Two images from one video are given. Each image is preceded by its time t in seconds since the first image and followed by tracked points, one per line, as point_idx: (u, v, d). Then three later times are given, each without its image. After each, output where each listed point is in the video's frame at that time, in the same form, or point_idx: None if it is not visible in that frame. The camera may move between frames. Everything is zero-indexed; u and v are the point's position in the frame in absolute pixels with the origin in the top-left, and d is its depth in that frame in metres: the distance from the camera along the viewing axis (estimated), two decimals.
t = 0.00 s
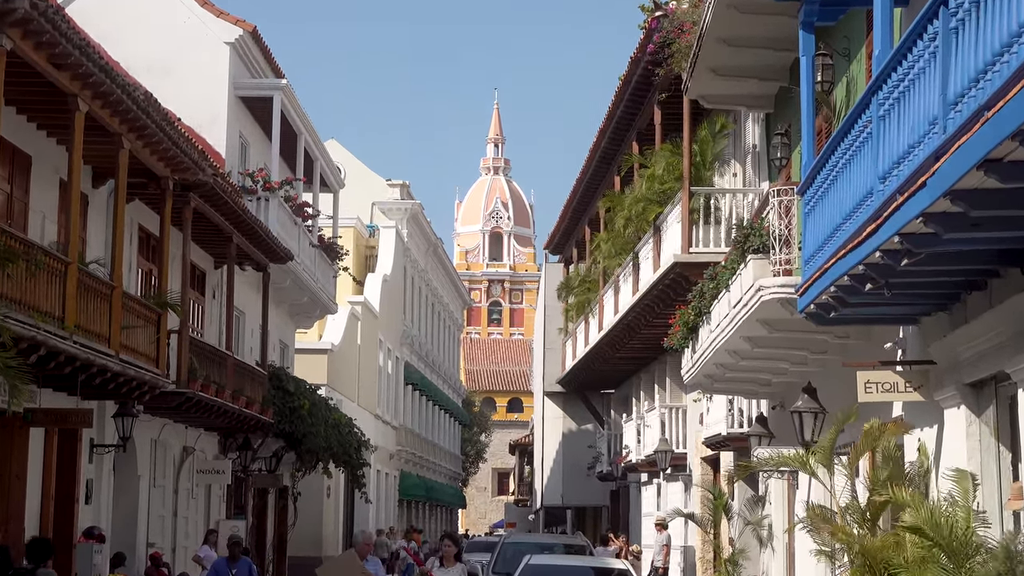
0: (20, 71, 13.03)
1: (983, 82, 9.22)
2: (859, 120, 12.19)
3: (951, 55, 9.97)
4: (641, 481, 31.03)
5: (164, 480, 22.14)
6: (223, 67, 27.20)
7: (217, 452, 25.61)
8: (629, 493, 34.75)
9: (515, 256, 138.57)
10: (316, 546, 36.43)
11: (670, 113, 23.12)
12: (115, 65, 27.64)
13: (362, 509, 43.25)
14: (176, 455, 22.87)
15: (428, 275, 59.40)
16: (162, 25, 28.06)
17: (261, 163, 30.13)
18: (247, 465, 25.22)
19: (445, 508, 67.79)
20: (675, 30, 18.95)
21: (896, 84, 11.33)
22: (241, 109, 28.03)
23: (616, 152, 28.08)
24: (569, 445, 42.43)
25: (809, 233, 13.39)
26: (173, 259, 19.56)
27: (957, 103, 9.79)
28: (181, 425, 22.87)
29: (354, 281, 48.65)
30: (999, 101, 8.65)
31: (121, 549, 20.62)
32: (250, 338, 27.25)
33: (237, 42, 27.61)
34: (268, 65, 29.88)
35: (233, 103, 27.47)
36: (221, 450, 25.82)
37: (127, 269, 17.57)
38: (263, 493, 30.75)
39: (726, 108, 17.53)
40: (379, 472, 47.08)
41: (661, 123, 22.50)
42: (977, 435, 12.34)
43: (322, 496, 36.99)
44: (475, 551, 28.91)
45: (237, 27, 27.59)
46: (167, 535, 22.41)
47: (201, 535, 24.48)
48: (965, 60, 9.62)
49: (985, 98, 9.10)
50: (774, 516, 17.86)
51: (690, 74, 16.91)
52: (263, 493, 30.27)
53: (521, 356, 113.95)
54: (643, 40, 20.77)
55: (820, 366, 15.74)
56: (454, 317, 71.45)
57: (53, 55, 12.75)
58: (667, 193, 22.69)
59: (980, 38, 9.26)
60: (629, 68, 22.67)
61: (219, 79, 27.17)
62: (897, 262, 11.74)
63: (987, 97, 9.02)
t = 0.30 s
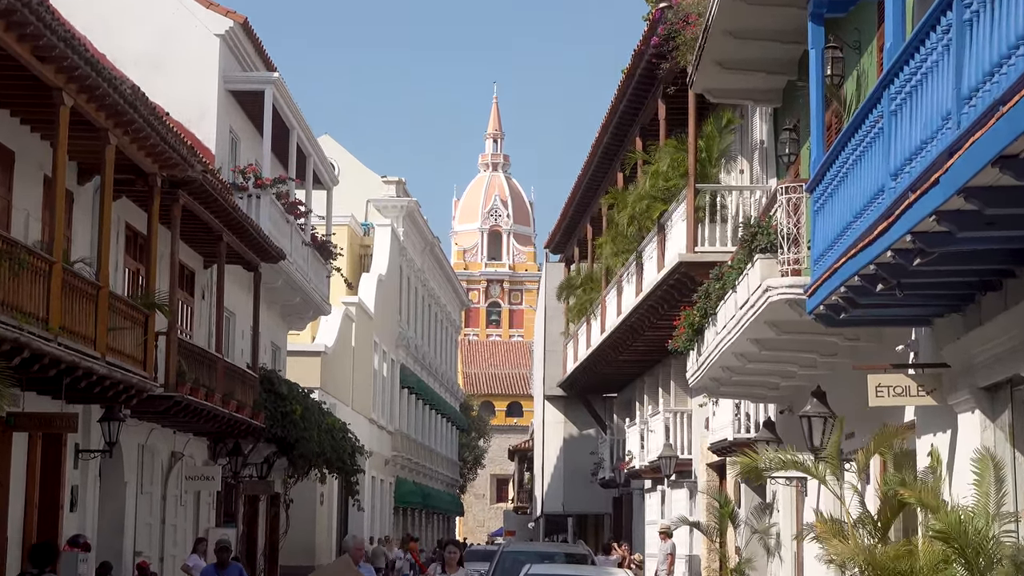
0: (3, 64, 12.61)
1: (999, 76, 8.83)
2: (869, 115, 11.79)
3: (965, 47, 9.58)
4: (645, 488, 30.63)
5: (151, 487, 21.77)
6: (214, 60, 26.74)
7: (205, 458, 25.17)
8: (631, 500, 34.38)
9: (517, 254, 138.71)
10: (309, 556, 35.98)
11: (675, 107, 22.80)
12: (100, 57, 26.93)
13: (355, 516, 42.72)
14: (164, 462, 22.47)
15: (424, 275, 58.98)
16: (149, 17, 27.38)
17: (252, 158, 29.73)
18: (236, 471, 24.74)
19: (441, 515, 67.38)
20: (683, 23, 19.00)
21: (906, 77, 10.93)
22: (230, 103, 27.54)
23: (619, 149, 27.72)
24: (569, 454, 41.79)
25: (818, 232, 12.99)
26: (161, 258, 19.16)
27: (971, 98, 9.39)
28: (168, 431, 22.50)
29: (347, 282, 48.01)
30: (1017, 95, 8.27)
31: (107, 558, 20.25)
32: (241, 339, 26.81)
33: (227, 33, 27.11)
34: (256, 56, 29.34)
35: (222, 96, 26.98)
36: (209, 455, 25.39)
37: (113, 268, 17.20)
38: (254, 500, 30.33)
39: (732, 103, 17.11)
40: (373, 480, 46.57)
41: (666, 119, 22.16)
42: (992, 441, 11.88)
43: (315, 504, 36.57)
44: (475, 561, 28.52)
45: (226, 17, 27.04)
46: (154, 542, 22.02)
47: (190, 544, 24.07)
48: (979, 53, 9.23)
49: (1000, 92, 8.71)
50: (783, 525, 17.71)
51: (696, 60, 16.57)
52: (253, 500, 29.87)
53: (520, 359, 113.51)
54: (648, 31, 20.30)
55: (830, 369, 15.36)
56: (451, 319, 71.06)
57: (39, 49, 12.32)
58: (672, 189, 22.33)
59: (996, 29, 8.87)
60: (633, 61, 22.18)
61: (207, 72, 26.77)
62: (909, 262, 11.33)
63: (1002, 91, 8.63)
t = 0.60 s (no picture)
0: None
1: (1015, 69, 8.44)
2: (879, 110, 11.39)
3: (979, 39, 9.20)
4: (649, 496, 30.20)
5: (138, 494, 21.40)
6: (203, 53, 26.35)
7: (194, 464, 24.75)
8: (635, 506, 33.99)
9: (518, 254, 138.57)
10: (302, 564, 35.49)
11: (681, 101, 22.49)
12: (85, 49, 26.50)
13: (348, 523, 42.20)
14: (151, 468, 22.08)
15: (420, 275, 58.55)
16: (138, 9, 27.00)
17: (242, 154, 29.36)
18: (226, 478, 24.32)
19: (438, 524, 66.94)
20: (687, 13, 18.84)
21: (918, 71, 10.53)
22: (220, 96, 27.14)
23: (621, 145, 27.37)
24: (569, 460, 41.34)
25: (828, 231, 12.59)
26: (148, 257, 18.78)
27: (985, 93, 9.01)
28: (155, 437, 22.11)
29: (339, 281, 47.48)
30: None
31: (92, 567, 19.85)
32: (231, 340, 26.38)
33: (216, 25, 26.73)
34: (248, 48, 28.97)
35: (212, 89, 26.59)
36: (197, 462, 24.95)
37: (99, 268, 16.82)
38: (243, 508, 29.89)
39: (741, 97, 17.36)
40: (367, 486, 46.03)
41: (669, 115, 21.79)
42: (1007, 447, 11.42)
43: (308, 511, 36.06)
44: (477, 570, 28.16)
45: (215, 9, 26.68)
46: (141, 550, 21.61)
47: (178, 553, 23.67)
48: (994, 45, 8.84)
49: (1016, 86, 8.32)
50: (793, 533, 17.59)
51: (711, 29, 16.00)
52: (244, 509, 29.42)
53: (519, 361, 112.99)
54: (652, 24, 20.18)
55: (840, 372, 14.97)
56: (449, 320, 70.60)
57: (22, 42, 11.91)
58: (676, 186, 21.80)
59: (1012, 19, 8.49)
60: (637, 54, 21.98)
61: (197, 65, 26.34)
62: (922, 262, 10.92)
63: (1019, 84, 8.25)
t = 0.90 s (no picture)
0: None
1: None
2: (889, 105, 10.99)
3: (994, 31, 8.81)
4: (653, 503, 29.86)
5: (124, 501, 21.04)
6: (192, 46, 25.93)
7: (183, 470, 24.37)
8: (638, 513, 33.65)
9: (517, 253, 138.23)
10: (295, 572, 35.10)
11: (685, 95, 22.18)
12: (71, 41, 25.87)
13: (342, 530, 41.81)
14: (138, 474, 21.71)
15: (416, 275, 58.16)
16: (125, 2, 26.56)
17: (232, 149, 28.99)
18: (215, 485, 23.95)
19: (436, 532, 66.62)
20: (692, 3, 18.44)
21: (929, 64, 10.14)
22: (209, 90, 26.73)
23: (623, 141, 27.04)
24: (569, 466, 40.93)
25: (838, 231, 12.20)
26: (135, 256, 18.42)
27: (1001, 86, 8.62)
28: (142, 443, 21.76)
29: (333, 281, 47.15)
30: None
31: None
32: (221, 342, 26.00)
33: (206, 17, 26.23)
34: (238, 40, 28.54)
35: (200, 83, 26.15)
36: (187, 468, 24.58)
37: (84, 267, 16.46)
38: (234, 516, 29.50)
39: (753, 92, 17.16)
40: (360, 494, 45.55)
41: (674, 110, 21.44)
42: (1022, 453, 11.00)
43: (299, 519, 35.63)
44: None
45: None
46: (128, 558, 21.24)
47: (166, 563, 23.30)
48: (1009, 36, 8.47)
49: None
50: (800, 542, 17.48)
51: (719, 19, 15.58)
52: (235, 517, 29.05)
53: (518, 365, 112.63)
54: (656, 17, 19.83)
55: (850, 375, 14.63)
56: (445, 321, 70.20)
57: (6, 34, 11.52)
58: (683, 183, 21.55)
59: None
60: (640, 47, 21.63)
61: (187, 59, 25.92)
62: (935, 262, 10.53)
63: None
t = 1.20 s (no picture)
0: None
1: None
2: (901, 99, 10.63)
3: (1009, 20, 8.46)
4: (656, 510, 29.49)
5: (111, 508, 20.69)
6: (181, 38, 25.60)
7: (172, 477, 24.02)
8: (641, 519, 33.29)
9: (516, 254, 137.82)
10: None
11: (689, 90, 21.89)
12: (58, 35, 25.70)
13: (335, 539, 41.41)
14: (125, 480, 21.37)
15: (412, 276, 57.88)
16: None
17: (223, 145, 28.65)
18: (205, 491, 23.59)
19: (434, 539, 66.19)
20: None
21: (941, 56, 9.78)
22: (199, 84, 26.38)
23: (626, 140, 26.72)
24: (569, 471, 40.56)
25: (848, 229, 11.83)
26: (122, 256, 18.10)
27: (1015, 80, 8.27)
28: (130, 448, 21.43)
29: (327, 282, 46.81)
30: None
31: None
32: (210, 343, 25.62)
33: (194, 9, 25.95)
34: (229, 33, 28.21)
35: (189, 77, 25.80)
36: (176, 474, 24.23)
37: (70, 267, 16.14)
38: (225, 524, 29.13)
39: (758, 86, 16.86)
40: (354, 500, 45.10)
41: (679, 105, 21.10)
42: None
43: (293, 525, 35.27)
44: None
45: None
46: (116, 565, 20.90)
47: (153, 571, 22.95)
48: None
49: None
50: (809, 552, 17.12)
51: (725, 11, 15.31)
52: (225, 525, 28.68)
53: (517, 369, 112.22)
54: (660, 10, 19.52)
55: (860, 378, 14.30)
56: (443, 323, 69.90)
57: None
58: (689, 179, 21.30)
59: None
60: (643, 41, 21.32)
61: (175, 51, 25.59)
62: (949, 261, 10.16)
63: None
